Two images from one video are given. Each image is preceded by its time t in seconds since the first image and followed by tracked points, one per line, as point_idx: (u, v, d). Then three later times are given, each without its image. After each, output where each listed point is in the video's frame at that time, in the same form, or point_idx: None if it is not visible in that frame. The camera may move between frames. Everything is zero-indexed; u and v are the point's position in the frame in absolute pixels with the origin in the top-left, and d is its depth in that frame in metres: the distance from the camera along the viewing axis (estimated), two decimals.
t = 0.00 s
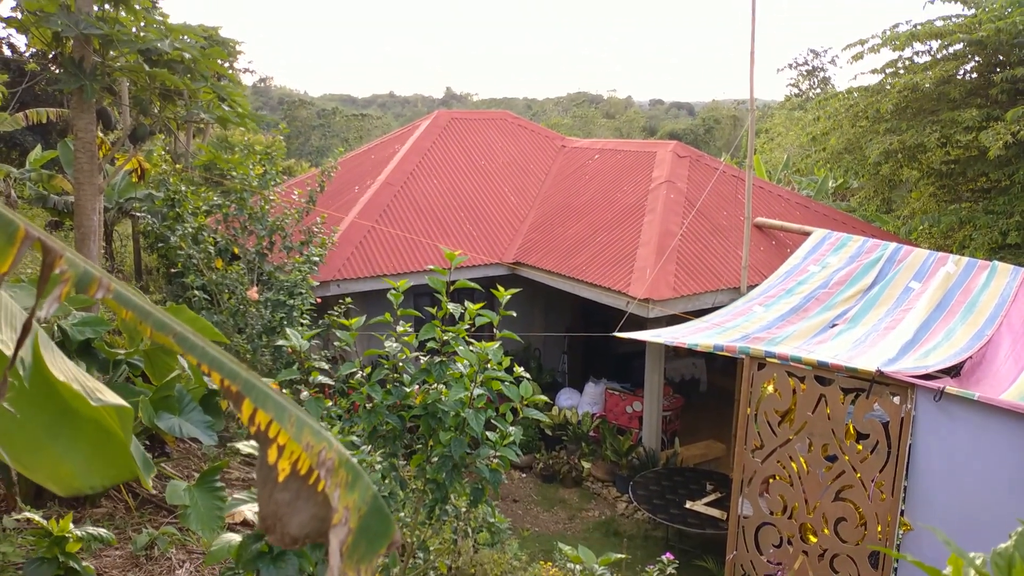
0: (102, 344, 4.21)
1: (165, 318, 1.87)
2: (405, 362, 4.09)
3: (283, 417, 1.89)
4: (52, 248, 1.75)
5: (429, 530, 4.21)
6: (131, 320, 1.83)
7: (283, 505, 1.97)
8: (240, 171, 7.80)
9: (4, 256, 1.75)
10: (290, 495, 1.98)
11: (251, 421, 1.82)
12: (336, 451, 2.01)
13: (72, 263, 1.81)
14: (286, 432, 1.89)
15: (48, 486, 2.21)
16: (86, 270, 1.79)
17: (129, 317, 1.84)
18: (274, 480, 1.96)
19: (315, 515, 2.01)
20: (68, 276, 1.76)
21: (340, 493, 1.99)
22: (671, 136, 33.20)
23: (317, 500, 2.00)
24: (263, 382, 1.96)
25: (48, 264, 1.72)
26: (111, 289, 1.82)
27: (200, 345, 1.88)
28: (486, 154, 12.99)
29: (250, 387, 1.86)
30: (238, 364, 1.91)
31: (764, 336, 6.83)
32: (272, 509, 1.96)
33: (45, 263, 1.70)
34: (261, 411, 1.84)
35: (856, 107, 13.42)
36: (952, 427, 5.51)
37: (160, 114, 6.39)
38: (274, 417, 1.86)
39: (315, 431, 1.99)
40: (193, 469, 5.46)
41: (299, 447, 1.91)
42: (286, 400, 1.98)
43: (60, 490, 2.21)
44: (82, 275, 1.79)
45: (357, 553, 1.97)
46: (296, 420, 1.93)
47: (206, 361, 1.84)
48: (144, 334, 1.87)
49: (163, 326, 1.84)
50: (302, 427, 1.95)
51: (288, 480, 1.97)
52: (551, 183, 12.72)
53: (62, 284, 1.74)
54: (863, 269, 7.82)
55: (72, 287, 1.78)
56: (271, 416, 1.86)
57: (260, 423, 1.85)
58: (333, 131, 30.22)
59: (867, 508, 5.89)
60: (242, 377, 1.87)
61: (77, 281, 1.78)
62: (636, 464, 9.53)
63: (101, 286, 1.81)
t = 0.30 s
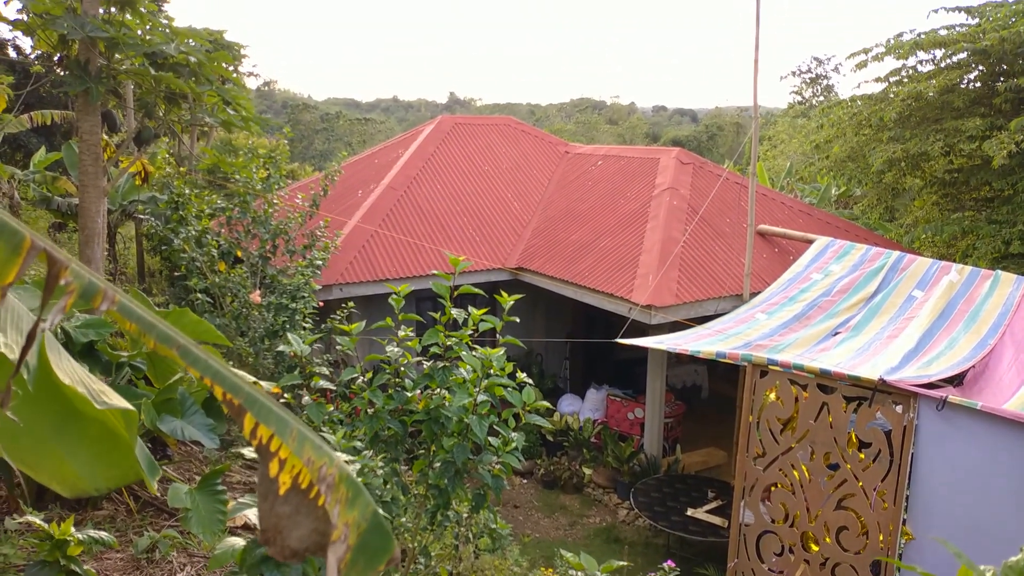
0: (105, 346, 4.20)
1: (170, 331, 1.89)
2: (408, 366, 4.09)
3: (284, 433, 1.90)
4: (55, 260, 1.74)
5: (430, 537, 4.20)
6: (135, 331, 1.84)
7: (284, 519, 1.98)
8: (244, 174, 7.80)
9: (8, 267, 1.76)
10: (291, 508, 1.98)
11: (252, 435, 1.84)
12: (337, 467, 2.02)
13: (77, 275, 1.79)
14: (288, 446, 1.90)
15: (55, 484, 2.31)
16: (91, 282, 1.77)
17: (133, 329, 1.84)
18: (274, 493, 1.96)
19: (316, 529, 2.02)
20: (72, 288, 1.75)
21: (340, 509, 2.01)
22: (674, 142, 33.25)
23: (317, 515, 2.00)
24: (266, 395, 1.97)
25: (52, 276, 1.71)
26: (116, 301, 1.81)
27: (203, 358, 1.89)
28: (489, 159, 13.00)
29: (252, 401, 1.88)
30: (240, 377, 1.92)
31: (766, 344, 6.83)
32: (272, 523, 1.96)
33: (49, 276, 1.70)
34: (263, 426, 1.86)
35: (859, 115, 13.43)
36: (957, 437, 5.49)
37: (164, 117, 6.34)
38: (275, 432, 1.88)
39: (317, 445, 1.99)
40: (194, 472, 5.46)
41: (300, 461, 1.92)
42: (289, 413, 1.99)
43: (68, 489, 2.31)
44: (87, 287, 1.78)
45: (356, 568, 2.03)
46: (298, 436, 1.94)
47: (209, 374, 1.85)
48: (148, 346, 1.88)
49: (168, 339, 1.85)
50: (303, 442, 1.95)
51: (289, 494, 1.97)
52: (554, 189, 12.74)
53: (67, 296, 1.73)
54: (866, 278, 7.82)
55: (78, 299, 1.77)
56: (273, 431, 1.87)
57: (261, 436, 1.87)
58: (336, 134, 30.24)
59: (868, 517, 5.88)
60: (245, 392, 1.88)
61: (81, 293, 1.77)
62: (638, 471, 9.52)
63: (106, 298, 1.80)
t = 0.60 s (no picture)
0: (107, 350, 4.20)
1: (184, 327, 1.89)
2: (410, 372, 4.08)
3: (297, 426, 1.92)
4: (74, 257, 1.77)
5: (430, 543, 4.20)
6: (150, 327, 1.84)
7: (295, 513, 2.00)
8: (247, 179, 7.82)
9: (27, 264, 1.75)
10: (302, 502, 2.01)
11: (265, 428, 1.86)
12: (349, 458, 2.04)
13: (95, 272, 1.82)
14: (301, 439, 1.92)
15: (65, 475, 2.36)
16: (108, 280, 1.80)
17: (149, 325, 1.85)
18: (286, 488, 1.98)
19: (326, 523, 2.04)
20: (90, 285, 1.79)
21: (353, 500, 2.02)
22: (677, 150, 33.30)
23: (328, 508, 2.03)
24: (278, 390, 2.00)
25: (70, 273, 1.74)
26: (132, 298, 1.83)
27: (218, 355, 1.90)
28: (492, 166, 13.03)
29: (266, 395, 1.90)
30: (254, 372, 1.94)
31: (768, 351, 6.83)
32: (284, 516, 1.99)
33: (66, 272, 1.72)
34: (276, 418, 1.88)
35: (862, 124, 13.46)
36: (958, 446, 5.49)
37: (168, 122, 6.33)
38: (289, 425, 1.90)
39: (329, 439, 2.01)
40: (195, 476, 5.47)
41: (313, 454, 1.93)
42: (301, 409, 2.02)
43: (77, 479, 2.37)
44: (104, 284, 1.81)
45: (370, 560, 1.99)
46: (311, 429, 1.96)
47: (223, 369, 1.86)
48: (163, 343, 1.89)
49: (183, 334, 1.85)
50: (316, 435, 1.97)
51: (301, 488, 1.99)
52: (556, 196, 12.76)
53: (84, 294, 1.76)
54: (868, 286, 7.82)
55: (94, 296, 1.80)
56: (286, 424, 1.89)
57: (275, 429, 1.89)
58: (340, 140, 30.34)
59: (870, 526, 5.86)
60: (258, 386, 1.90)
61: (98, 290, 1.80)
62: (639, 479, 9.50)
63: (122, 295, 1.82)
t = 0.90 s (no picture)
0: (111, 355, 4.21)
1: (188, 340, 1.89)
2: (414, 379, 4.09)
3: (296, 439, 1.93)
4: (82, 270, 1.77)
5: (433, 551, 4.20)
6: (155, 341, 1.84)
7: (293, 518, 1.97)
8: (252, 185, 7.84)
9: (37, 277, 1.76)
10: (300, 509, 1.98)
11: (265, 441, 1.87)
12: (346, 472, 2.05)
13: (101, 285, 1.82)
14: (299, 452, 1.93)
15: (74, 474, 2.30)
16: (114, 293, 1.80)
17: (154, 339, 1.85)
18: (285, 494, 1.95)
19: (323, 530, 2.02)
20: (96, 298, 1.78)
21: (347, 513, 2.04)
22: (680, 157, 33.34)
23: (326, 517, 2.01)
24: (278, 402, 1.99)
25: (77, 286, 1.73)
26: (138, 311, 1.83)
27: (220, 367, 1.90)
28: (495, 172, 13.06)
29: (266, 409, 1.89)
30: (255, 385, 1.94)
31: (771, 360, 6.82)
32: (283, 522, 1.95)
33: (74, 287, 1.71)
34: (276, 431, 1.89)
35: (866, 132, 13.47)
36: (962, 456, 5.48)
37: (173, 127, 6.36)
38: (288, 439, 1.90)
39: (327, 452, 2.02)
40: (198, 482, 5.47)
41: (311, 467, 1.95)
42: (300, 421, 2.02)
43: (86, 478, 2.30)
44: (110, 297, 1.81)
45: (361, 571, 2.05)
46: (309, 442, 1.97)
47: (225, 382, 1.85)
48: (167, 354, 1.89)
49: (186, 348, 1.85)
50: (315, 448, 1.98)
51: (299, 495, 1.96)
52: (560, 202, 12.78)
53: (91, 306, 1.75)
54: (872, 295, 7.80)
55: (101, 308, 1.79)
56: (286, 437, 1.90)
57: (274, 441, 1.89)
58: (344, 146, 30.38)
59: (874, 535, 5.81)
60: (260, 399, 1.90)
61: (105, 303, 1.79)
62: (641, 486, 9.49)
63: (128, 308, 1.82)
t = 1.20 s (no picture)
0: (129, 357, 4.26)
1: (216, 334, 1.93)
2: (428, 383, 4.10)
3: (324, 431, 1.96)
4: (111, 266, 1.81)
5: (447, 555, 4.21)
6: (184, 336, 1.88)
7: (322, 514, 1.98)
8: (269, 189, 7.90)
9: (67, 272, 1.82)
10: (329, 504, 1.99)
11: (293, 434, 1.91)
12: (374, 464, 2.08)
13: (129, 280, 1.84)
14: (327, 444, 1.96)
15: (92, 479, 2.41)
16: (143, 288, 1.82)
17: (182, 334, 1.89)
18: (313, 489, 1.98)
19: (353, 524, 2.03)
20: (126, 293, 1.80)
21: (377, 505, 2.06)
22: (694, 162, 33.24)
23: (354, 510, 2.02)
24: (306, 397, 2.04)
25: (105, 283, 1.77)
26: (166, 306, 1.86)
27: (248, 362, 1.94)
28: (509, 177, 13.07)
29: (294, 402, 1.94)
30: (283, 379, 1.98)
31: (787, 366, 6.78)
32: (311, 517, 1.97)
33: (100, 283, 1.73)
34: (304, 423, 1.93)
35: (882, 137, 13.38)
36: (980, 464, 5.42)
37: (190, 132, 6.42)
38: (316, 431, 1.94)
39: (354, 445, 2.05)
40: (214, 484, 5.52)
41: (340, 459, 1.97)
42: (327, 415, 2.06)
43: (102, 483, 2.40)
44: (138, 292, 1.83)
45: (393, 563, 2.06)
46: (337, 434, 2.00)
47: (254, 376, 1.90)
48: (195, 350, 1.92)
49: (215, 342, 1.90)
50: (342, 441, 2.01)
51: (327, 490, 1.99)
52: (573, 207, 12.78)
53: (119, 301, 1.78)
54: (888, 300, 7.74)
55: (131, 303, 1.82)
56: (314, 430, 1.94)
57: (302, 435, 1.93)
58: (359, 150, 30.51)
59: (890, 543, 5.73)
60: (287, 393, 1.94)
61: (134, 298, 1.81)
62: (654, 492, 9.46)
63: (156, 303, 1.85)
